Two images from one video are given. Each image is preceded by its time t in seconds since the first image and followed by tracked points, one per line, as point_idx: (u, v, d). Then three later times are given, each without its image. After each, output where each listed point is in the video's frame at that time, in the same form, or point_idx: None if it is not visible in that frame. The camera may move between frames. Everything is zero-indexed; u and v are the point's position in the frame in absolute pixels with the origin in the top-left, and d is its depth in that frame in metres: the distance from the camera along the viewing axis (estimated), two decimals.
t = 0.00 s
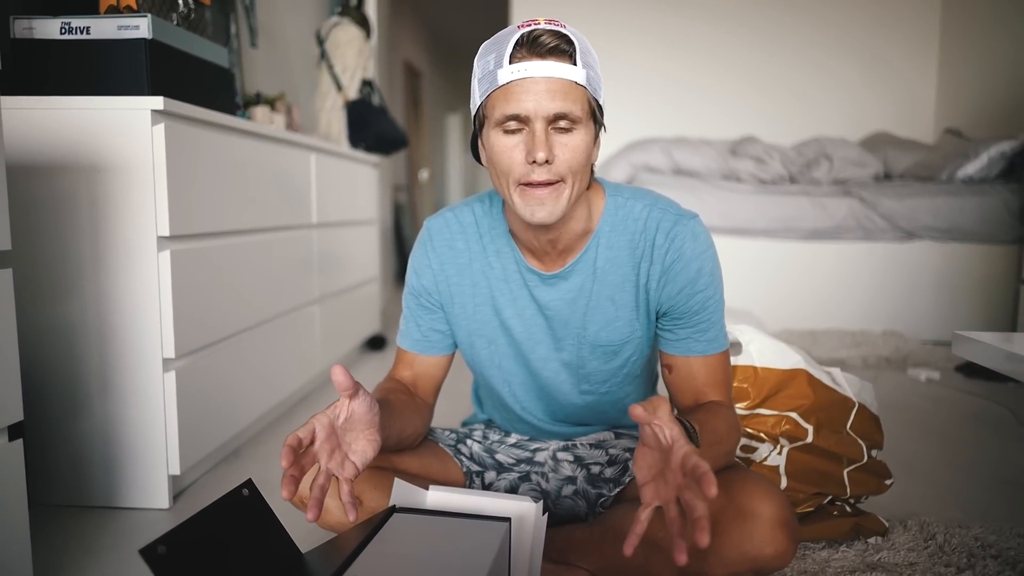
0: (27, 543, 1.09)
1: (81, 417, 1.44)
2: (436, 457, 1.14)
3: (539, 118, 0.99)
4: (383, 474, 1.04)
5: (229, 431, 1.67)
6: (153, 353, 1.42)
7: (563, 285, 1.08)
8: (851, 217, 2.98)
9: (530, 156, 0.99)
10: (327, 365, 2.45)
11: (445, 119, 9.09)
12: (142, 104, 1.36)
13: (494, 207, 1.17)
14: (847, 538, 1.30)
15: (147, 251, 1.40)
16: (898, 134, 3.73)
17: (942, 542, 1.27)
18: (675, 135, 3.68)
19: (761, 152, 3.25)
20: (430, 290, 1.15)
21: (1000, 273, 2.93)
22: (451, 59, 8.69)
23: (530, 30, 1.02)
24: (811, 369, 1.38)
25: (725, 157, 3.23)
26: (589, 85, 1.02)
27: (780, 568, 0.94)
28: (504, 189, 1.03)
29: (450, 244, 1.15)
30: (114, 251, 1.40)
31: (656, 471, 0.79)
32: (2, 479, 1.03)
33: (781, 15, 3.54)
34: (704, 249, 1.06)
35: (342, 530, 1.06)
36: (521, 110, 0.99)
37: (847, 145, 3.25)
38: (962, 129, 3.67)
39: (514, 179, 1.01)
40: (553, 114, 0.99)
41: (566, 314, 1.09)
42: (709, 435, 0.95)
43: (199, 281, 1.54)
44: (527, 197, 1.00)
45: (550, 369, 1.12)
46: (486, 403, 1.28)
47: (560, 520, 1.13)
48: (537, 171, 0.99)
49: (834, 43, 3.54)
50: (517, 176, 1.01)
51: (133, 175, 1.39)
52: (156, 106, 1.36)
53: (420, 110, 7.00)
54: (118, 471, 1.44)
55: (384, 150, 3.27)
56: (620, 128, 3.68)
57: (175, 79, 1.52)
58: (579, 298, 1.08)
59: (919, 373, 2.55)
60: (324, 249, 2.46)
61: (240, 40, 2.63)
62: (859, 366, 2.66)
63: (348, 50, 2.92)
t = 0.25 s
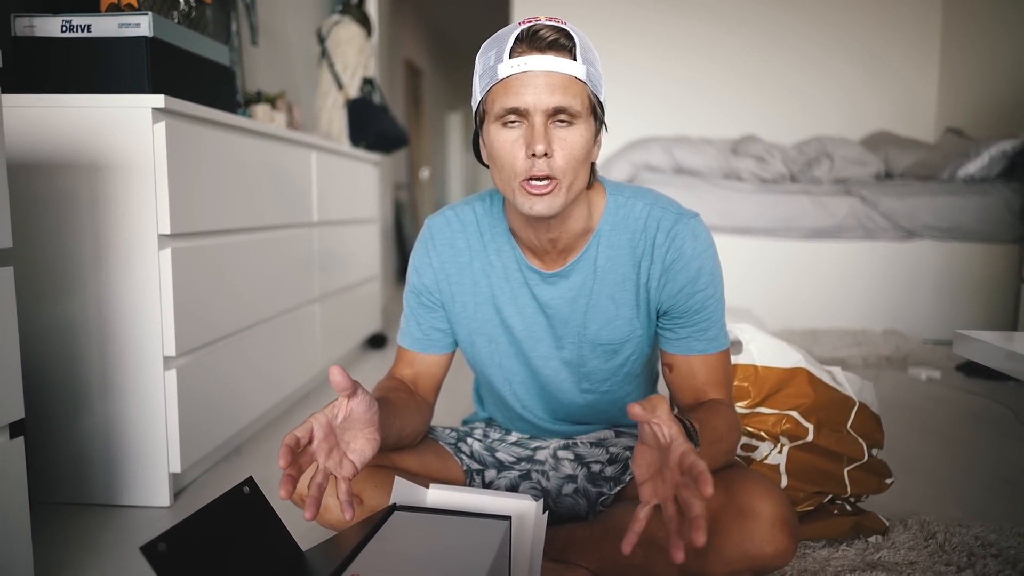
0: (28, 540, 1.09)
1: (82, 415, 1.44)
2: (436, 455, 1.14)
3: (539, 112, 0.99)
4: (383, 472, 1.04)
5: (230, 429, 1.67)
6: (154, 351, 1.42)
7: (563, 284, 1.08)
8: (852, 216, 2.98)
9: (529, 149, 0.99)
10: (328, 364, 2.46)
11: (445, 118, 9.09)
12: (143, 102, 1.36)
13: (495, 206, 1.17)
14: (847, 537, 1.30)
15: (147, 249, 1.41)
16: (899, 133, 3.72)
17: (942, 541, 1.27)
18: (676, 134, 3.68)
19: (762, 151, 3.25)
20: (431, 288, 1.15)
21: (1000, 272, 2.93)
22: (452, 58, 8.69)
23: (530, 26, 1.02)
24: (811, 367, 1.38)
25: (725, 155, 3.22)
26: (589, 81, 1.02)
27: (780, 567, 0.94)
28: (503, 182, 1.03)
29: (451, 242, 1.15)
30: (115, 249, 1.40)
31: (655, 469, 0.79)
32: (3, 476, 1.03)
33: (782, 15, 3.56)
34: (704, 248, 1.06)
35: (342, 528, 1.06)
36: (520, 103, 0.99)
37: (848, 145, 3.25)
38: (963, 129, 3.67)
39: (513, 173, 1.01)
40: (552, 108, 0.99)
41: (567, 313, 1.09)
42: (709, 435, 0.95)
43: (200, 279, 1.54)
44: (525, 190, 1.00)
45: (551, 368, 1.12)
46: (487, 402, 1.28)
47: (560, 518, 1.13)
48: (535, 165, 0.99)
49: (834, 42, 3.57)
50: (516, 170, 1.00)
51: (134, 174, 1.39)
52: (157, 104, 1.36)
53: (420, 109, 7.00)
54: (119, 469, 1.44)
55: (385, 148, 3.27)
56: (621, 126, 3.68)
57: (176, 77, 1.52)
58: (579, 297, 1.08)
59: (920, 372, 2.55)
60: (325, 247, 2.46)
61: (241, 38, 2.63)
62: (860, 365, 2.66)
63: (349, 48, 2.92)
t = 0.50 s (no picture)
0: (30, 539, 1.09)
1: (83, 414, 1.44)
2: (437, 454, 1.14)
3: (537, 115, 0.99)
4: (384, 471, 1.05)
5: (231, 428, 1.67)
6: (155, 350, 1.42)
7: (564, 283, 1.08)
8: (853, 215, 2.98)
9: (528, 152, 0.99)
10: (329, 363, 2.46)
11: (446, 117, 9.10)
12: (144, 101, 1.36)
13: (496, 205, 1.17)
14: (848, 535, 1.30)
15: (149, 248, 1.41)
16: (900, 132, 3.72)
17: (943, 540, 1.27)
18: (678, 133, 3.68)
19: (763, 150, 3.24)
20: (432, 288, 1.15)
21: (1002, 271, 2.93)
22: (453, 57, 8.69)
23: (527, 28, 1.02)
24: (812, 366, 1.38)
25: (727, 154, 3.22)
26: (588, 82, 1.01)
27: (781, 566, 0.94)
28: (502, 185, 1.03)
29: (452, 241, 1.15)
30: (116, 248, 1.41)
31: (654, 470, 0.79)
32: (5, 475, 1.03)
33: (783, 13, 3.56)
34: (705, 247, 1.06)
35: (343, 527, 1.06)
36: (518, 106, 0.99)
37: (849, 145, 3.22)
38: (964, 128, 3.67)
39: (512, 176, 1.01)
40: (550, 111, 0.99)
41: (568, 312, 1.09)
42: (710, 433, 0.95)
43: (201, 278, 1.55)
44: (525, 193, 1.00)
45: (552, 367, 1.12)
46: (488, 401, 1.28)
47: (561, 517, 1.13)
48: (534, 167, 0.99)
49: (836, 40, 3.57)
50: (515, 172, 1.00)
51: (136, 173, 1.39)
52: (158, 103, 1.37)
53: (421, 109, 7.00)
54: (120, 468, 1.44)
55: (386, 147, 3.27)
56: (622, 125, 3.68)
57: (177, 76, 1.52)
58: (580, 296, 1.08)
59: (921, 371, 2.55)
60: (326, 246, 2.47)
61: (242, 37, 2.63)
62: (861, 364, 2.66)
63: (350, 47, 2.92)
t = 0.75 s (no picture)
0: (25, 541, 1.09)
1: (79, 415, 1.43)
2: (433, 455, 1.14)
3: (533, 121, 0.99)
4: (379, 472, 1.05)
5: (227, 429, 1.67)
6: (151, 351, 1.41)
7: (561, 285, 1.08)
8: (849, 216, 2.99)
9: (525, 158, 0.99)
10: (325, 364, 2.45)
11: (444, 118, 9.10)
12: (140, 101, 1.36)
13: (493, 207, 1.17)
14: (843, 537, 1.31)
15: (145, 249, 1.40)
16: (896, 133, 3.74)
17: (938, 541, 1.27)
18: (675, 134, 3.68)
19: (759, 151, 3.24)
20: (429, 289, 1.15)
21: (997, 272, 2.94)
22: (450, 57, 8.69)
23: (524, 32, 1.01)
24: (807, 368, 1.38)
25: (723, 155, 3.23)
26: (585, 87, 1.01)
27: (777, 567, 0.94)
28: (499, 191, 1.03)
29: (449, 243, 1.15)
30: (112, 249, 1.40)
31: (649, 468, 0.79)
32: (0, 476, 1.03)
33: (779, 15, 3.56)
34: (701, 249, 1.06)
35: (338, 529, 1.06)
36: (515, 113, 0.99)
37: (845, 145, 3.25)
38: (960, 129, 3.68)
39: (509, 182, 1.01)
40: (547, 117, 0.99)
41: (564, 313, 1.09)
42: (704, 434, 0.96)
43: (198, 279, 1.54)
44: (522, 199, 1.01)
45: (549, 368, 1.12)
46: (484, 402, 1.27)
47: (557, 518, 1.13)
48: (531, 174, 1.00)
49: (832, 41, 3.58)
50: (512, 179, 1.01)
51: (131, 173, 1.39)
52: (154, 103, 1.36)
53: (419, 109, 7.00)
54: (116, 469, 1.44)
55: (383, 148, 3.27)
56: (619, 126, 3.68)
57: (173, 76, 1.52)
58: (577, 298, 1.08)
59: (916, 372, 2.56)
60: (322, 246, 2.46)
61: (238, 37, 2.63)
62: (856, 365, 2.67)
63: (347, 47, 2.91)
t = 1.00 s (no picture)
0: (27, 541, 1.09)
1: (81, 416, 1.44)
2: (435, 455, 1.14)
3: (536, 123, 0.99)
4: (382, 472, 1.05)
5: (229, 429, 1.67)
6: (153, 352, 1.42)
7: (563, 285, 1.08)
8: (850, 214, 2.99)
9: (527, 158, 0.99)
10: (326, 364, 2.46)
11: (444, 117, 9.09)
12: (141, 102, 1.36)
13: (494, 207, 1.17)
14: (846, 535, 1.31)
15: (146, 250, 1.40)
16: (897, 132, 3.74)
17: (940, 540, 1.27)
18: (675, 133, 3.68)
19: (760, 149, 3.22)
20: (430, 290, 1.15)
21: (998, 270, 2.94)
22: (450, 57, 8.69)
23: (527, 34, 1.01)
24: (809, 367, 1.38)
25: (724, 154, 3.22)
26: (587, 89, 1.01)
27: (780, 566, 0.94)
28: (501, 191, 1.03)
29: (450, 244, 1.15)
30: (114, 250, 1.40)
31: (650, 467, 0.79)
32: (4, 476, 1.03)
33: (780, 13, 3.56)
34: (702, 248, 1.06)
35: (342, 529, 1.06)
36: (517, 114, 0.99)
37: (846, 143, 3.23)
38: (960, 128, 3.68)
39: (511, 182, 1.02)
40: (549, 119, 0.99)
41: (566, 313, 1.09)
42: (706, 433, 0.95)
43: (199, 279, 1.54)
44: (523, 200, 1.01)
45: (551, 369, 1.12)
46: (485, 402, 1.28)
47: (559, 517, 1.13)
48: (533, 175, 1.00)
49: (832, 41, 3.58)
50: (514, 180, 1.01)
51: (133, 174, 1.39)
52: (155, 105, 1.36)
53: (419, 108, 7.01)
54: (118, 469, 1.44)
55: (383, 147, 3.27)
56: (619, 125, 3.68)
57: (174, 77, 1.52)
58: (579, 297, 1.08)
59: (918, 371, 2.55)
60: (324, 246, 2.46)
61: (239, 37, 2.63)
62: (858, 364, 2.66)
63: (347, 47, 2.91)
